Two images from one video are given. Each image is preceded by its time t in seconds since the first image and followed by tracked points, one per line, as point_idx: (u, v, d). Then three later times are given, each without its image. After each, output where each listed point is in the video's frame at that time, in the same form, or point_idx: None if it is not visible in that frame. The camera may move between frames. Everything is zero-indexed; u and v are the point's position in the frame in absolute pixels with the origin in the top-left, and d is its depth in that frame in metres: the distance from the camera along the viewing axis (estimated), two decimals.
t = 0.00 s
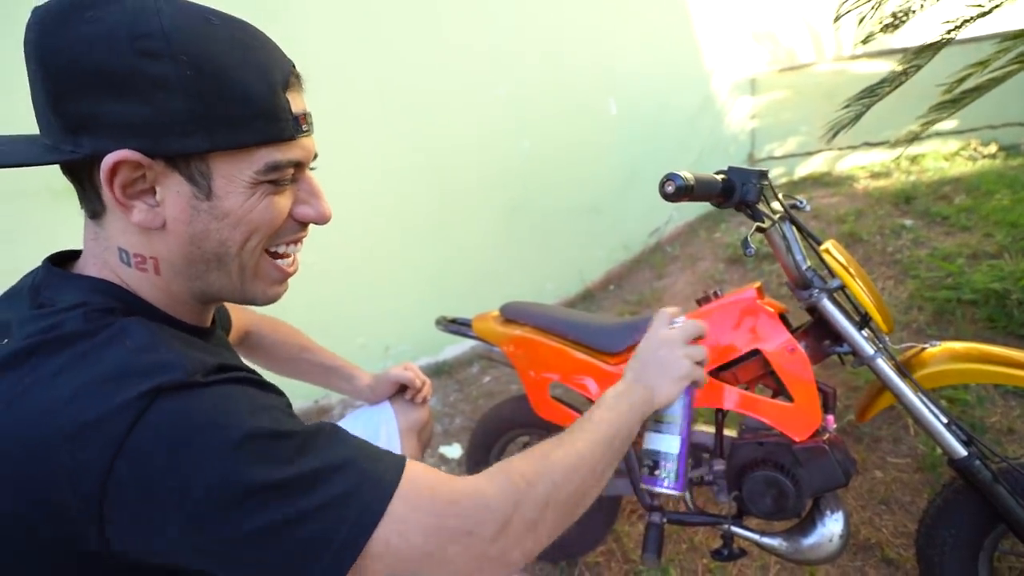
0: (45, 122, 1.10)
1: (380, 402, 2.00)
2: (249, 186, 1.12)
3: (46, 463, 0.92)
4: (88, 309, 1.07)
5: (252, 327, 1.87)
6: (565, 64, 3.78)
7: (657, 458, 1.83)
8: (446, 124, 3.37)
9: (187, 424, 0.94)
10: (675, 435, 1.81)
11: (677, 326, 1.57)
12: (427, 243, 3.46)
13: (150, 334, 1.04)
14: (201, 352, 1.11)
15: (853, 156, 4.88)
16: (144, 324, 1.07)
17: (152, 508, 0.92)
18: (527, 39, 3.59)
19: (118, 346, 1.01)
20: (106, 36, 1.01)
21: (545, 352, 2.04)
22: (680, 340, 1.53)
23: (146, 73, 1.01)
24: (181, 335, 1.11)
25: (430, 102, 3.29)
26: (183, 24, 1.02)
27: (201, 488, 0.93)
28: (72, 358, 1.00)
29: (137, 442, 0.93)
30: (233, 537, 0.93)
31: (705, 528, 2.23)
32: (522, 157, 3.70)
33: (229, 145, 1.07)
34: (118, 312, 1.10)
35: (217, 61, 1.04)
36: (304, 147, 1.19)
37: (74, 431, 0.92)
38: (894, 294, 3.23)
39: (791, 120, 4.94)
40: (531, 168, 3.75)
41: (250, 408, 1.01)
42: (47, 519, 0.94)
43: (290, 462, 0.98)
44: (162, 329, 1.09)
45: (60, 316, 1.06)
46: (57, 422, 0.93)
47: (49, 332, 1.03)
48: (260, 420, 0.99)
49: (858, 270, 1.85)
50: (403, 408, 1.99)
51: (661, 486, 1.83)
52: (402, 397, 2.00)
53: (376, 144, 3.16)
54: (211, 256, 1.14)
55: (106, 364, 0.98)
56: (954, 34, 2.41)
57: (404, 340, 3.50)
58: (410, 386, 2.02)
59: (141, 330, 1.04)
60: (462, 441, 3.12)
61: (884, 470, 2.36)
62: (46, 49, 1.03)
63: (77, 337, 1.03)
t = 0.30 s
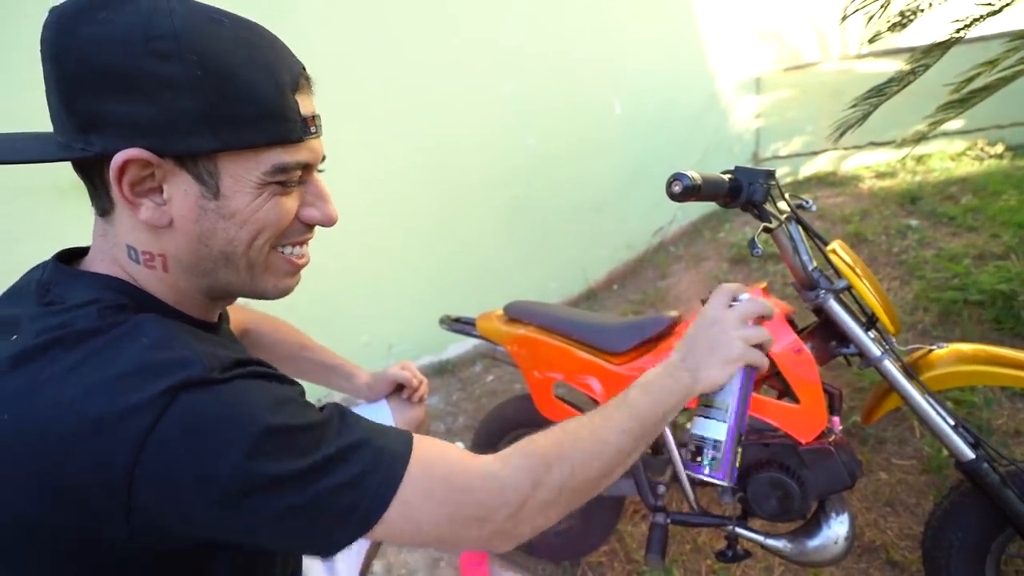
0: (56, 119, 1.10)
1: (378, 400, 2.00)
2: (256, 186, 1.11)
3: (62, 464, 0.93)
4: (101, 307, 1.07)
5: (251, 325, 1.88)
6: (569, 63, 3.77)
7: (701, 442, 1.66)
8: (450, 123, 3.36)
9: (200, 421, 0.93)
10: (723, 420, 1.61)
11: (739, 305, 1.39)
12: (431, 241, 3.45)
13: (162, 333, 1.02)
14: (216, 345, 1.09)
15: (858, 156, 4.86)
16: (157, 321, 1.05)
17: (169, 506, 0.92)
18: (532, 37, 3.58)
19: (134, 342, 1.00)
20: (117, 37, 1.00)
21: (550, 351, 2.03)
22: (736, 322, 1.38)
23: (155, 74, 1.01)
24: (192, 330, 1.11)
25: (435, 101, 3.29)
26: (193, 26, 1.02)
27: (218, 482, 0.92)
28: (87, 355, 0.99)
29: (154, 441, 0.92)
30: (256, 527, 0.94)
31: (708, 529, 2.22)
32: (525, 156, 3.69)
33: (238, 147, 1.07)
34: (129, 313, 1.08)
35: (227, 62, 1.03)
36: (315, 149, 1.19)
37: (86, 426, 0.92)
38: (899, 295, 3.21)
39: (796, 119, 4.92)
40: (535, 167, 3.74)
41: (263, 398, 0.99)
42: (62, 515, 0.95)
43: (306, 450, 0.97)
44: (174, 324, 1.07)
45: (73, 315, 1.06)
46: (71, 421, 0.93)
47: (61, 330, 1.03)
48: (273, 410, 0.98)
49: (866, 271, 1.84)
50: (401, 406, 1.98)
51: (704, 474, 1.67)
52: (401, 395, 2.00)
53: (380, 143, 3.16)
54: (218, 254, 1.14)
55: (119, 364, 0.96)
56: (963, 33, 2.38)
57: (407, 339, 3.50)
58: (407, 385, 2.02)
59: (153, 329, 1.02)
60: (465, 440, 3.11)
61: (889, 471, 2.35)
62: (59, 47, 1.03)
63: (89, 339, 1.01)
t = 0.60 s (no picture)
0: (46, 111, 1.08)
1: (382, 399, 1.99)
2: (250, 180, 1.10)
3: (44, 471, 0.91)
4: (85, 316, 1.06)
5: (255, 320, 1.86)
6: (572, 59, 3.75)
7: (691, 463, 1.71)
8: (452, 119, 3.35)
9: (187, 440, 0.92)
10: (715, 443, 1.67)
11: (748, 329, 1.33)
12: (432, 239, 3.44)
13: (149, 350, 1.00)
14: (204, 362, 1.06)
15: (862, 154, 4.84)
16: (144, 335, 1.03)
17: (151, 524, 0.91)
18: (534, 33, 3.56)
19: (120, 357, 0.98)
20: (110, 20, 1.00)
21: (551, 348, 2.01)
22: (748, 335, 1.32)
23: (148, 56, 1.00)
24: (184, 346, 1.08)
25: (437, 97, 3.28)
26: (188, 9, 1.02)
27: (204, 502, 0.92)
28: (71, 368, 0.97)
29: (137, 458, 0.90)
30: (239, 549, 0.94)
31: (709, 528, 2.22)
32: (527, 153, 3.67)
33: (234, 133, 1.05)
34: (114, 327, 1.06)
35: (220, 45, 1.03)
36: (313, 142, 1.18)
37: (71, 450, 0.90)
38: (902, 293, 3.19)
39: (799, 117, 4.90)
40: (537, 164, 3.72)
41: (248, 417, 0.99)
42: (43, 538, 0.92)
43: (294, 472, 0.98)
44: (158, 337, 1.05)
45: (58, 326, 1.04)
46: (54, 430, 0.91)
47: (43, 342, 1.01)
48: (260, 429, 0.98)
49: (870, 268, 1.82)
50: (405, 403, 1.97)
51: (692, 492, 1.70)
52: (404, 393, 1.99)
53: (381, 139, 3.15)
54: (207, 252, 1.11)
55: (104, 379, 0.94)
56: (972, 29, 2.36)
57: (408, 336, 3.49)
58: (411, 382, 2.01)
59: (140, 346, 1.00)
60: (466, 438, 3.10)
61: (892, 471, 2.34)
62: (50, 36, 1.02)
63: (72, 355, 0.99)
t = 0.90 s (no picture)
0: (44, 98, 1.04)
1: (392, 396, 1.95)
2: (272, 168, 1.10)
3: None
4: (65, 327, 1.00)
5: (260, 322, 1.83)
6: (574, 57, 3.74)
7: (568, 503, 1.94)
8: (454, 117, 3.34)
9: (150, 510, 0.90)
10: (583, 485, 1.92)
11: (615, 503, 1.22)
12: (433, 237, 3.43)
13: (122, 411, 0.95)
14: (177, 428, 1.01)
15: (866, 153, 4.82)
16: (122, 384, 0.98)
17: None
18: (537, 31, 3.55)
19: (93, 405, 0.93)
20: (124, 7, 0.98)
21: (553, 347, 2.00)
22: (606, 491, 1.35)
23: (171, 41, 0.99)
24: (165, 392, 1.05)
25: (439, 95, 3.27)
26: None
27: None
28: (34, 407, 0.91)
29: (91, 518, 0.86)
30: None
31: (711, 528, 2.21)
32: (529, 151, 3.66)
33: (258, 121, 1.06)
34: (93, 353, 0.99)
35: (244, 33, 1.04)
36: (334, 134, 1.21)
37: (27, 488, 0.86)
38: (906, 293, 3.18)
39: (802, 116, 4.88)
40: (539, 162, 3.71)
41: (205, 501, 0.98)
42: None
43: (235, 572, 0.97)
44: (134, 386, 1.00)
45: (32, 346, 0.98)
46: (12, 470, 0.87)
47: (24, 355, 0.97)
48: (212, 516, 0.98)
49: (874, 267, 1.81)
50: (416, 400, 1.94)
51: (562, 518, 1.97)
52: (410, 391, 1.96)
53: (383, 137, 3.14)
54: (227, 241, 1.10)
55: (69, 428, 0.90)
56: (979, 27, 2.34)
57: (409, 334, 3.49)
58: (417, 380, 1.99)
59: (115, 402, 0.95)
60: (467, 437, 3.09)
61: (895, 471, 2.33)
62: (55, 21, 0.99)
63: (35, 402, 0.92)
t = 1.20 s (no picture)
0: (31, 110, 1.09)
1: (389, 400, 1.94)
2: (150, 159, 0.91)
3: None
4: (41, 334, 0.95)
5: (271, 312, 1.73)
6: (577, 55, 3.73)
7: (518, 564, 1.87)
8: (456, 116, 3.34)
9: None
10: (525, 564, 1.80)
11: None
12: (435, 236, 3.43)
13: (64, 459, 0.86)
14: (97, 490, 0.87)
15: (869, 152, 4.80)
16: (64, 415, 0.88)
17: None
18: (539, 29, 3.54)
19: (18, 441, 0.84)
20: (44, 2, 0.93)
21: (555, 346, 1.99)
22: None
23: (52, 24, 0.91)
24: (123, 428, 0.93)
25: (442, 93, 3.26)
26: None
27: None
28: None
29: (5, 560, 0.81)
30: None
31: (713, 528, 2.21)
32: (531, 149, 3.65)
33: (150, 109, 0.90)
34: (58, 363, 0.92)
35: None
36: (251, 115, 0.95)
37: None
38: (910, 293, 3.16)
39: (804, 116, 4.87)
40: (541, 160, 3.70)
41: None
42: None
43: None
44: (72, 422, 0.88)
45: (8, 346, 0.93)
46: None
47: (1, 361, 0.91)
48: None
49: (879, 266, 1.80)
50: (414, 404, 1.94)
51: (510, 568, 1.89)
52: (408, 397, 1.96)
53: (385, 135, 3.13)
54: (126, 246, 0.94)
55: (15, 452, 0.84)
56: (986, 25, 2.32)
57: (410, 333, 3.48)
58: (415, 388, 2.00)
59: (37, 449, 0.85)
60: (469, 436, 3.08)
61: (898, 472, 2.32)
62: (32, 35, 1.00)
63: None
